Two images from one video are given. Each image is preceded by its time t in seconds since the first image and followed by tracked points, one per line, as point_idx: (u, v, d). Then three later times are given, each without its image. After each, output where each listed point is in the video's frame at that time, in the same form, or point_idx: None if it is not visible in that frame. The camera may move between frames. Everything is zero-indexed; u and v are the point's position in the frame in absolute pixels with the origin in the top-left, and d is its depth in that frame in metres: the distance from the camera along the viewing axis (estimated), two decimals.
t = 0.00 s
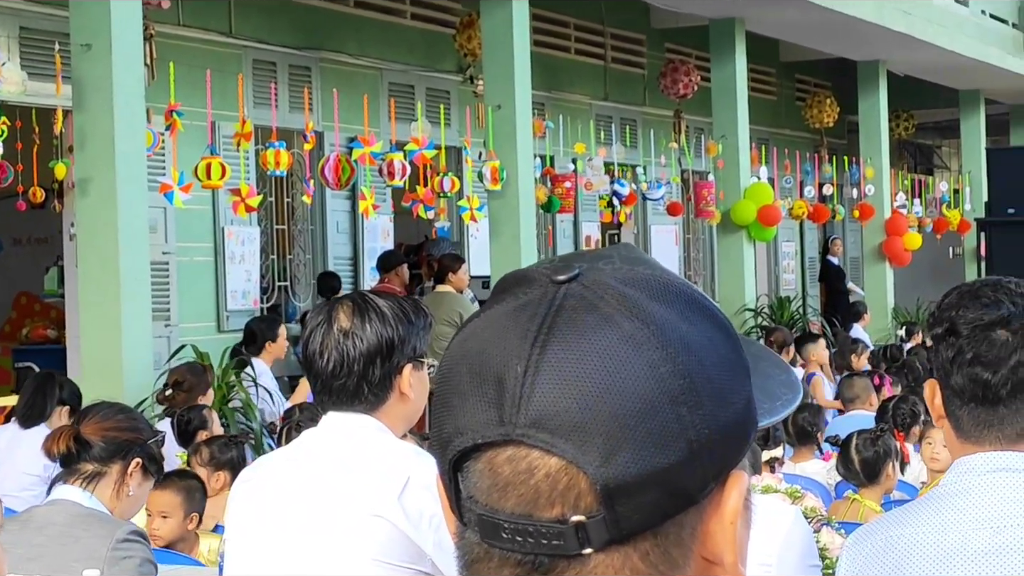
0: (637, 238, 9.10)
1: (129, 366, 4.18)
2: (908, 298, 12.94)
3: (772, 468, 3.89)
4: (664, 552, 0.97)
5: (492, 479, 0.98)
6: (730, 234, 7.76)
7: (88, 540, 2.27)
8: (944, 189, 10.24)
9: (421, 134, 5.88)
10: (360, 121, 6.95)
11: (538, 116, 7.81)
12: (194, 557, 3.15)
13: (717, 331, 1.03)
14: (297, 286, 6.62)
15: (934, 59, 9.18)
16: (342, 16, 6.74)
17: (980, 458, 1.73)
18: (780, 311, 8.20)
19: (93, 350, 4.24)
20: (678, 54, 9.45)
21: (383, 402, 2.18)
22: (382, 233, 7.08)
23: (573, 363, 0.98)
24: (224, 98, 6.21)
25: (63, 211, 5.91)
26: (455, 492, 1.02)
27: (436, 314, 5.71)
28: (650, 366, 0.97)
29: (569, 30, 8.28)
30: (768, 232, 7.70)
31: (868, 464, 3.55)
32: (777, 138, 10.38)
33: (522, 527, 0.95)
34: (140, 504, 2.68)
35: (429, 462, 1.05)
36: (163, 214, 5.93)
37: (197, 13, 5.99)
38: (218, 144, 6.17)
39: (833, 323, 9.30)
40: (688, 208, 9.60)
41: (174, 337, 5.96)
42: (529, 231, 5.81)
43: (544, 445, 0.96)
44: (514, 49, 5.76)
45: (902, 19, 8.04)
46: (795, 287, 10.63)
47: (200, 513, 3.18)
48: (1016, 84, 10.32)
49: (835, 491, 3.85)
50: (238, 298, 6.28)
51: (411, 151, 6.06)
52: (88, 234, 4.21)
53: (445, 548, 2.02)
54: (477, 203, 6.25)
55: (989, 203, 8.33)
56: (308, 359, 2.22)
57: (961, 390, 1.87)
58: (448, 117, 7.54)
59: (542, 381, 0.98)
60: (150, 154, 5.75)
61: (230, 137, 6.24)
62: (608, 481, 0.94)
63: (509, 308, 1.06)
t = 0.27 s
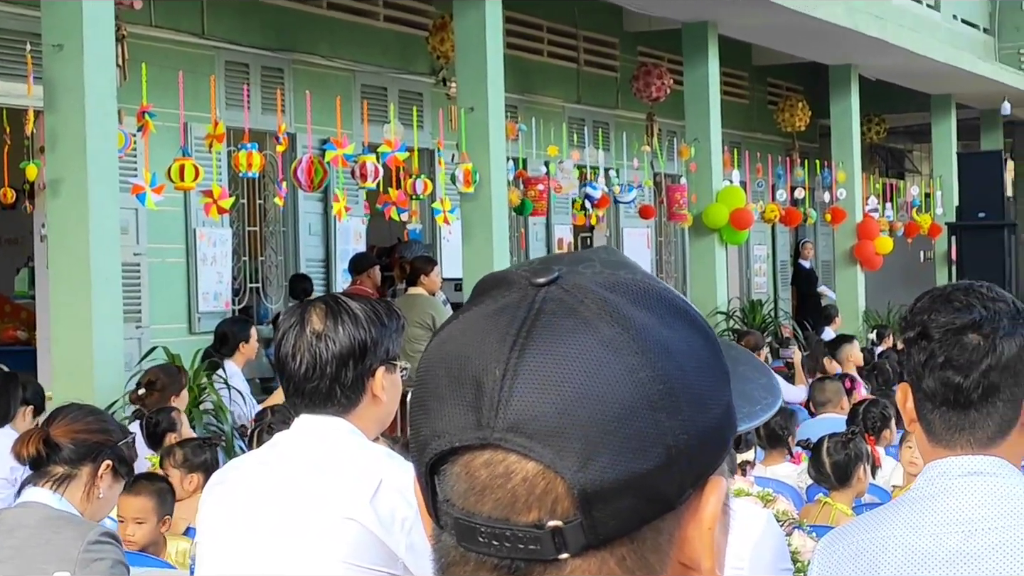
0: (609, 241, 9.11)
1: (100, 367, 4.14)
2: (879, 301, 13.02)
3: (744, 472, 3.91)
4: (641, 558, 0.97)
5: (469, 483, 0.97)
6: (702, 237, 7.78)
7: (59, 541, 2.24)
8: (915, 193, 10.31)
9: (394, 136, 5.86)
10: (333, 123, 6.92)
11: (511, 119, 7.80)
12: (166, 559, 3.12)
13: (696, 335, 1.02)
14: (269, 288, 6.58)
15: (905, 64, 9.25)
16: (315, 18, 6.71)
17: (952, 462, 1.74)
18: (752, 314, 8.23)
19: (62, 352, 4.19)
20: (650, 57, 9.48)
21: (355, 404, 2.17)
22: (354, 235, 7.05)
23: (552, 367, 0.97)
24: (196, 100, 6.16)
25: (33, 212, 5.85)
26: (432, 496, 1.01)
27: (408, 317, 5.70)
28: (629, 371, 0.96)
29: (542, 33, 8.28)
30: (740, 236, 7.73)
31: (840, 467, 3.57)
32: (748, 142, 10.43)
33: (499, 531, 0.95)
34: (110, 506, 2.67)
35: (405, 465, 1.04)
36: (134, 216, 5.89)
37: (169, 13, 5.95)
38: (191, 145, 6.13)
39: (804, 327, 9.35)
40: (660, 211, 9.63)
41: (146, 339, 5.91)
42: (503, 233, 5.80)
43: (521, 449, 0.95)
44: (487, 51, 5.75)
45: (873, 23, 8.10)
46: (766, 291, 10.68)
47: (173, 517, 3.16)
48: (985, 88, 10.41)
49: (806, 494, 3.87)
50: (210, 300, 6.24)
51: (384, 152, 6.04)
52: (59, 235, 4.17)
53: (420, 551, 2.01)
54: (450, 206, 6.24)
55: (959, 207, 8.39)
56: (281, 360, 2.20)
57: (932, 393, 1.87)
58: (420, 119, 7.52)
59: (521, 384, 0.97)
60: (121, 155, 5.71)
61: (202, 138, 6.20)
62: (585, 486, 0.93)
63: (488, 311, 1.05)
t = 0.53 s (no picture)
0: (578, 246, 9.12)
1: (66, 369, 4.09)
2: (847, 307, 13.10)
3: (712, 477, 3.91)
4: (609, 566, 0.95)
5: (436, 490, 0.95)
6: (670, 242, 7.80)
7: (23, 546, 2.20)
8: (883, 200, 10.39)
9: (363, 140, 5.82)
10: (302, 127, 6.88)
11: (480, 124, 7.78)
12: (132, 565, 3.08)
13: (666, 343, 1.01)
14: (237, 291, 6.53)
15: (873, 70, 9.32)
16: (284, 21, 6.67)
17: (918, 468, 1.74)
18: (720, 320, 8.26)
19: (28, 355, 4.13)
20: (619, 63, 9.49)
21: (323, 409, 2.14)
22: (323, 239, 7.01)
23: (520, 374, 0.95)
24: (163, 102, 6.10)
25: None
26: (399, 503, 0.99)
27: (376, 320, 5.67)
28: (598, 379, 0.95)
29: (511, 38, 8.27)
30: (709, 241, 7.75)
31: (807, 471, 3.57)
32: (717, 147, 10.47)
33: (466, 539, 0.93)
34: (76, 510, 2.64)
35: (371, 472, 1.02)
36: (101, 218, 5.84)
37: (138, 15, 5.89)
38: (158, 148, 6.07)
39: (772, 332, 9.40)
40: (629, 215, 9.64)
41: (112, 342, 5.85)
42: (472, 238, 5.78)
43: (489, 457, 0.93)
44: (456, 55, 5.73)
45: (842, 29, 8.14)
46: (734, 296, 10.73)
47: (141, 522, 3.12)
48: (952, 95, 10.51)
49: (774, 499, 3.88)
50: (178, 303, 6.18)
51: (353, 156, 6.00)
52: (25, 238, 4.11)
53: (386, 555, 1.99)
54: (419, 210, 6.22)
55: (927, 213, 8.45)
56: (248, 364, 2.17)
57: (900, 399, 1.87)
58: (389, 123, 7.48)
59: (489, 391, 0.95)
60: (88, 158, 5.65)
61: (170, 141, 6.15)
62: (553, 494, 0.92)
63: (456, 317, 1.03)
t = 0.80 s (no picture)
0: (542, 254, 9.12)
1: (28, 376, 4.02)
2: (810, 315, 13.19)
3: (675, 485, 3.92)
4: None
5: (397, 503, 0.93)
6: (634, 250, 7.81)
7: None
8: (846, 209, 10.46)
9: (328, 147, 5.79)
10: (266, 134, 6.83)
11: (445, 131, 7.76)
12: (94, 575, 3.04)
13: (630, 354, 1.00)
14: (200, 298, 6.46)
15: (836, 80, 9.39)
16: (249, 28, 6.63)
17: (881, 477, 1.74)
18: (684, 328, 8.29)
19: None
20: (584, 71, 9.51)
21: (287, 417, 2.12)
22: (287, 246, 6.96)
23: (483, 389, 0.94)
24: (127, 108, 6.04)
25: None
26: (360, 516, 0.97)
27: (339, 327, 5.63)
28: (561, 392, 0.94)
29: (475, 46, 8.28)
30: (673, 249, 7.77)
31: (767, 478, 3.57)
32: (681, 156, 10.52)
33: (428, 552, 0.91)
34: (37, 518, 2.59)
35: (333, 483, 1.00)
36: (64, 225, 5.77)
37: (101, 21, 5.83)
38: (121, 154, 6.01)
39: (735, 340, 9.44)
40: (593, 224, 9.65)
41: (74, 349, 5.79)
42: (436, 246, 5.75)
43: (451, 471, 0.92)
44: (421, 63, 5.71)
45: (806, 39, 8.21)
46: (698, 304, 10.76)
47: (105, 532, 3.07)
48: (914, 105, 10.62)
49: (737, 508, 3.89)
50: (140, 310, 6.11)
51: (317, 163, 5.96)
52: None
53: (347, 562, 1.97)
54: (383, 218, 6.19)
55: (890, 222, 8.51)
56: (211, 372, 2.14)
57: (862, 409, 1.87)
58: (353, 131, 7.44)
59: (453, 403, 0.94)
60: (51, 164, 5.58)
61: (133, 147, 6.09)
62: (515, 508, 0.91)
63: (418, 328, 1.02)
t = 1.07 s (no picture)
0: (500, 263, 9.10)
1: None
2: (768, 325, 13.28)
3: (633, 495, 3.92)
4: None
5: (354, 520, 0.92)
6: (592, 260, 7.82)
7: None
8: (804, 220, 10.55)
9: (285, 156, 5.74)
10: (224, 142, 6.77)
11: (403, 140, 7.73)
12: None
13: (585, 368, 0.98)
14: (157, 306, 6.38)
15: (794, 90, 9.47)
16: (207, 36, 6.57)
17: (838, 488, 1.74)
18: (641, 337, 8.31)
19: None
20: (543, 81, 9.51)
21: (245, 427, 2.08)
22: (245, 254, 6.87)
23: (439, 405, 0.92)
24: (84, 116, 5.97)
25: None
26: (315, 533, 0.95)
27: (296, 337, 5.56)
28: (518, 408, 0.92)
29: (434, 55, 8.26)
30: (631, 259, 7.78)
31: (724, 487, 3.57)
32: (639, 166, 10.56)
33: (384, 568, 0.90)
34: None
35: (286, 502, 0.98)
36: (19, 233, 5.68)
37: (57, 28, 5.75)
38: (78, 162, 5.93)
39: (693, 350, 9.48)
40: (551, 233, 9.65)
41: (30, 357, 5.70)
42: (394, 256, 5.72)
43: (407, 489, 0.90)
44: (380, 72, 5.69)
45: (764, 50, 8.27)
46: (656, 313, 10.80)
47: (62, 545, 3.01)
48: (870, 116, 10.73)
49: (695, 517, 3.90)
50: (97, 319, 6.03)
51: (275, 172, 5.91)
52: None
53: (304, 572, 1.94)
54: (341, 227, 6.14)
55: (846, 233, 8.59)
56: (168, 382, 2.10)
57: (820, 419, 1.87)
58: (312, 139, 7.38)
59: (408, 420, 0.92)
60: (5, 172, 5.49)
61: (90, 155, 6.00)
62: (473, 525, 0.90)
63: (372, 344, 0.99)
